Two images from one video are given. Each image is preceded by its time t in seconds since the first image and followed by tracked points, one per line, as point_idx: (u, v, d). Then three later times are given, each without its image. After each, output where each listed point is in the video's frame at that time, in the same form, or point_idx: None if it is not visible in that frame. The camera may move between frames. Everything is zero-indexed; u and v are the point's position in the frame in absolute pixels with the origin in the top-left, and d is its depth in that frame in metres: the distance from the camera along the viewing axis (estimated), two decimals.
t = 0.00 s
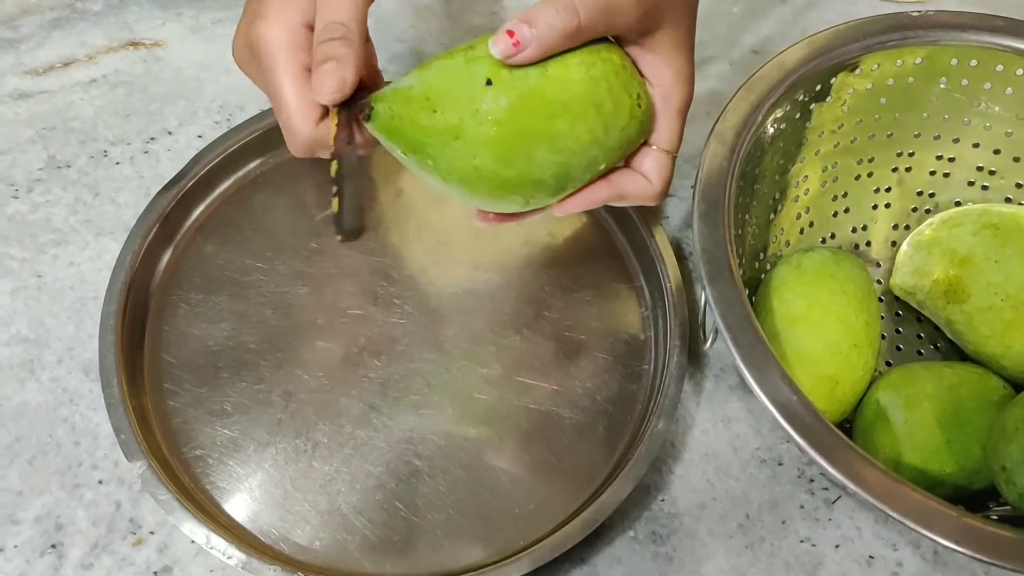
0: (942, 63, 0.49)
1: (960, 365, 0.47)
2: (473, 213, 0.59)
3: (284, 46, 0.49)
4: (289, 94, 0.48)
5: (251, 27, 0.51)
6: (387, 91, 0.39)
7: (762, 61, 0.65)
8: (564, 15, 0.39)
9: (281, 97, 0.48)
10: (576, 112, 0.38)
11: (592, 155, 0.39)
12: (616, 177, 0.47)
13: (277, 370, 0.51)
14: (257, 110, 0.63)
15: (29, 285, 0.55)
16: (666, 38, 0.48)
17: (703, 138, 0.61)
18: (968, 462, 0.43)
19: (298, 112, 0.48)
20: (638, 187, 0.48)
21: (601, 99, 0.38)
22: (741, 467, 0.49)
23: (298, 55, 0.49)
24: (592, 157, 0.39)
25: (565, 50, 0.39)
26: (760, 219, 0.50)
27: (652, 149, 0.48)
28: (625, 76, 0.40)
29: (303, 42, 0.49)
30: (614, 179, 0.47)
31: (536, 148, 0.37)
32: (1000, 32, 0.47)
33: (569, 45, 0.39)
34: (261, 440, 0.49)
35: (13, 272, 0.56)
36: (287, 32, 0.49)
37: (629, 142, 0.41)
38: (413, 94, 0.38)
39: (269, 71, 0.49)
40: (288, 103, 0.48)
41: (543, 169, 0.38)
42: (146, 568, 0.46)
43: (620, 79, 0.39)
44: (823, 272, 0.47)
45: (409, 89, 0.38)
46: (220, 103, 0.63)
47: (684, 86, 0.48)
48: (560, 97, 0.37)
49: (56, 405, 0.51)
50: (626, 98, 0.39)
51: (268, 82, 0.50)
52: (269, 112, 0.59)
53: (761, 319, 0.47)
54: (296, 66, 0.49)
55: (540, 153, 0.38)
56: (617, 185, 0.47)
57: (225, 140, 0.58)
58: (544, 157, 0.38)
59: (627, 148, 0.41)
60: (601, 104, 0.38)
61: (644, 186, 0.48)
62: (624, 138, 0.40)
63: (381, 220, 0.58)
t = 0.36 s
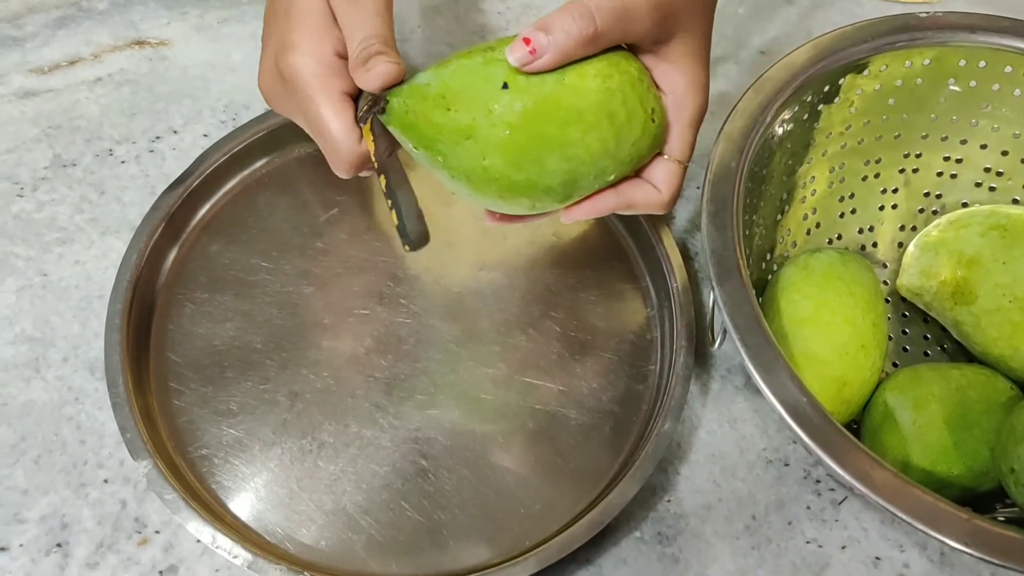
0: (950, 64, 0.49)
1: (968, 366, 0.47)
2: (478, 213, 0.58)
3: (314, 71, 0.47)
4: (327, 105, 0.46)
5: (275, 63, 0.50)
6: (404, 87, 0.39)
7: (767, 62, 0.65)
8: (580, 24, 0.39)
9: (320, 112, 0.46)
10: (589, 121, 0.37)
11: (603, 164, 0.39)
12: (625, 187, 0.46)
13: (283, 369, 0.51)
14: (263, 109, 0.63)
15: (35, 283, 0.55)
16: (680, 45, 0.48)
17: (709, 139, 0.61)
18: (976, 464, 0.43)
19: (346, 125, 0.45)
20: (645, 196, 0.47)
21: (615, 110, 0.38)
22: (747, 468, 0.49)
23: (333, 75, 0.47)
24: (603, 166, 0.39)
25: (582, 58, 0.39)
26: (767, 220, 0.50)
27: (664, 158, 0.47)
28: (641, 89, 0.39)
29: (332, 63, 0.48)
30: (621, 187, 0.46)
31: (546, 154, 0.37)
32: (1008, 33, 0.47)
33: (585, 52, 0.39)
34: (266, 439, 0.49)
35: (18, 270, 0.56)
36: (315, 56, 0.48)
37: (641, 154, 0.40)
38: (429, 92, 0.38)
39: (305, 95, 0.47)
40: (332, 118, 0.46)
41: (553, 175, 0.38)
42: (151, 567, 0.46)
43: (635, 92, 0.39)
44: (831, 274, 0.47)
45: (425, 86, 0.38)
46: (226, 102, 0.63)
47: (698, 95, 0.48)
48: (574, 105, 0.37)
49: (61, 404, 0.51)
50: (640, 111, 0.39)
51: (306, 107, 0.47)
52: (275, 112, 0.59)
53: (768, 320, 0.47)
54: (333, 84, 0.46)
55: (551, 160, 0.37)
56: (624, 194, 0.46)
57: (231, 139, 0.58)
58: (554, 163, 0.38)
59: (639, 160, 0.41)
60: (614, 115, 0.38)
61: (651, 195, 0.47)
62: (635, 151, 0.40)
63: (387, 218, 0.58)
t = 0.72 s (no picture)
0: (951, 61, 0.49)
1: (967, 363, 0.47)
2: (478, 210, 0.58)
3: (313, 73, 0.47)
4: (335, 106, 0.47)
5: (271, 69, 0.50)
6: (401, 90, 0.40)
7: (767, 59, 0.65)
8: (572, 17, 0.40)
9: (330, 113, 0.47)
10: (589, 115, 0.37)
11: (605, 160, 0.38)
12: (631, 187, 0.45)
13: (283, 365, 0.51)
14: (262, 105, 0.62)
15: (35, 279, 0.55)
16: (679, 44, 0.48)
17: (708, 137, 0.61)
18: (975, 460, 0.43)
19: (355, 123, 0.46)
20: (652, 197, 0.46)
21: (615, 104, 0.38)
22: (746, 464, 0.49)
23: (334, 74, 0.48)
24: (606, 162, 0.38)
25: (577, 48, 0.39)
26: (767, 217, 0.50)
27: (671, 157, 0.46)
28: (641, 83, 0.39)
29: (331, 63, 0.48)
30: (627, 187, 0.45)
31: (547, 149, 0.37)
32: (1007, 30, 0.47)
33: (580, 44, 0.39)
34: (266, 436, 0.49)
35: (17, 267, 0.56)
36: (311, 56, 0.48)
37: (647, 150, 0.40)
38: (427, 91, 0.38)
39: (313, 100, 0.48)
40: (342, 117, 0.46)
41: (554, 171, 0.38)
42: (151, 563, 0.46)
43: (636, 86, 0.39)
44: (831, 271, 0.47)
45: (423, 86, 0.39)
46: (225, 99, 0.63)
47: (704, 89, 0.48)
48: (572, 100, 0.37)
49: (61, 400, 0.51)
50: (643, 105, 0.39)
51: (316, 110, 0.48)
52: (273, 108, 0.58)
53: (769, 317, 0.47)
54: (337, 85, 0.47)
55: (551, 155, 0.37)
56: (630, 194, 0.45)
57: (231, 136, 0.58)
58: (555, 159, 0.37)
59: (645, 157, 0.40)
60: (615, 109, 0.38)
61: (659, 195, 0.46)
62: (640, 147, 0.39)
63: (386, 215, 0.58)
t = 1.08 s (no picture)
0: (949, 59, 0.49)
1: (965, 361, 0.47)
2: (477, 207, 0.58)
3: (314, 84, 0.48)
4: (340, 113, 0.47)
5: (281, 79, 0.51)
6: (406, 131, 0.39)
7: (766, 57, 0.65)
8: (560, 36, 0.40)
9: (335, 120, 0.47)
10: (582, 128, 0.37)
11: (607, 173, 0.38)
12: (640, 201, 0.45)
13: (280, 363, 0.51)
14: (260, 103, 0.62)
15: (32, 277, 0.55)
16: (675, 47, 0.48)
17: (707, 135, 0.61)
18: (973, 458, 0.43)
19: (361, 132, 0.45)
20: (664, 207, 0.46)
21: (608, 114, 0.37)
22: (745, 463, 0.49)
23: (334, 84, 0.48)
24: (607, 174, 0.38)
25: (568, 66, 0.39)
26: (765, 214, 0.50)
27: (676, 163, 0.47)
28: (633, 90, 0.39)
29: (332, 73, 0.48)
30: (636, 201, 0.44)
31: (546, 167, 0.37)
32: (1006, 28, 0.47)
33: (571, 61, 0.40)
34: (264, 434, 0.49)
35: (15, 264, 0.56)
36: (315, 67, 0.48)
37: (648, 158, 0.39)
38: (424, 128, 0.38)
39: (318, 109, 0.48)
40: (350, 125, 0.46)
41: (556, 187, 0.37)
42: (148, 561, 0.46)
43: (627, 96, 0.38)
44: (830, 269, 0.47)
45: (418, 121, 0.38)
46: (224, 97, 0.63)
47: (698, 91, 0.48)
48: (563, 114, 0.37)
49: (58, 398, 0.51)
50: (637, 112, 0.38)
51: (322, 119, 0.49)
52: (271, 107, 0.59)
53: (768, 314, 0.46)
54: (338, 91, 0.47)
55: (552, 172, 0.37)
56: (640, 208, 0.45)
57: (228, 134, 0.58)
58: (556, 176, 0.37)
59: (648, 167, 0.40)
60: (609, 119, 0.37)
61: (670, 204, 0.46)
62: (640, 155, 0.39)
63: (385, 213, 0.58)
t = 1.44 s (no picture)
0: (945, 57, 0.49)
1: (961, 360, 0.47)
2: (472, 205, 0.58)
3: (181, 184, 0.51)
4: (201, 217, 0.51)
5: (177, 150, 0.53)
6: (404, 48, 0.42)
7: (762, 56, 0.65)
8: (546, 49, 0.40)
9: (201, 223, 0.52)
10: (511, 125, 0.37)
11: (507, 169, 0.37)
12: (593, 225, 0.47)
13: (276, 362, 0.51)
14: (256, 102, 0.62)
15: (26, 276, 0.55)
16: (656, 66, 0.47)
17: (702, 133, 0.61)
18: (968, 456, 0.43)
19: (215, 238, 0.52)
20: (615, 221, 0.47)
21: (536, 133, 0.37)
22: (741, 462, 0.49)
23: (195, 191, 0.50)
24: (495, 179, 0.37)
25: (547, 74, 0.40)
26: (761, 213, 0.50)
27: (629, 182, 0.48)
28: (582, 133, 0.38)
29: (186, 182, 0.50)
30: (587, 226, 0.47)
31: (458, 131, 0.37)
32: (1002, 27, 0.47)
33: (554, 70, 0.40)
34: (259, 433, 0.49)
35: (9, 263, 0.55)
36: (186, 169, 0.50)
37: (546, 197, 0.38)
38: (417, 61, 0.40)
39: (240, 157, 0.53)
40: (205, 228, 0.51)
41: (457, 152, 0.37)
42: (143, 560, 0.46)
43: (572, 127, 0.38)
44: (825, 267, 0.47)
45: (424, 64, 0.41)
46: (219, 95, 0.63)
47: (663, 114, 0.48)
48: (509, 111, 0.38)
49: (52, 397, 0.50)
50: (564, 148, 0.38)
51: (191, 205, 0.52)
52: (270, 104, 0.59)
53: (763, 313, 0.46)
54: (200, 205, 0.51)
55: (464, 138, 0.37)
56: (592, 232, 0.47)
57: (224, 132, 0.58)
58: (462, 145, 0.37)
59: (556, 206, 0.39)
60: (534, 134, 0.37)
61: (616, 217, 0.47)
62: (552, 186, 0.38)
63: (381, 212, 0.58)
